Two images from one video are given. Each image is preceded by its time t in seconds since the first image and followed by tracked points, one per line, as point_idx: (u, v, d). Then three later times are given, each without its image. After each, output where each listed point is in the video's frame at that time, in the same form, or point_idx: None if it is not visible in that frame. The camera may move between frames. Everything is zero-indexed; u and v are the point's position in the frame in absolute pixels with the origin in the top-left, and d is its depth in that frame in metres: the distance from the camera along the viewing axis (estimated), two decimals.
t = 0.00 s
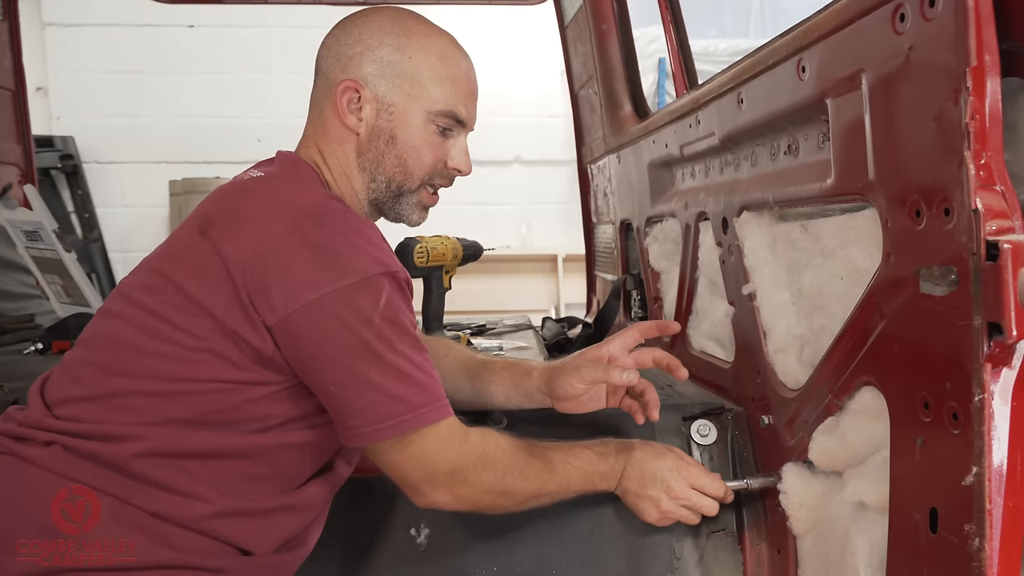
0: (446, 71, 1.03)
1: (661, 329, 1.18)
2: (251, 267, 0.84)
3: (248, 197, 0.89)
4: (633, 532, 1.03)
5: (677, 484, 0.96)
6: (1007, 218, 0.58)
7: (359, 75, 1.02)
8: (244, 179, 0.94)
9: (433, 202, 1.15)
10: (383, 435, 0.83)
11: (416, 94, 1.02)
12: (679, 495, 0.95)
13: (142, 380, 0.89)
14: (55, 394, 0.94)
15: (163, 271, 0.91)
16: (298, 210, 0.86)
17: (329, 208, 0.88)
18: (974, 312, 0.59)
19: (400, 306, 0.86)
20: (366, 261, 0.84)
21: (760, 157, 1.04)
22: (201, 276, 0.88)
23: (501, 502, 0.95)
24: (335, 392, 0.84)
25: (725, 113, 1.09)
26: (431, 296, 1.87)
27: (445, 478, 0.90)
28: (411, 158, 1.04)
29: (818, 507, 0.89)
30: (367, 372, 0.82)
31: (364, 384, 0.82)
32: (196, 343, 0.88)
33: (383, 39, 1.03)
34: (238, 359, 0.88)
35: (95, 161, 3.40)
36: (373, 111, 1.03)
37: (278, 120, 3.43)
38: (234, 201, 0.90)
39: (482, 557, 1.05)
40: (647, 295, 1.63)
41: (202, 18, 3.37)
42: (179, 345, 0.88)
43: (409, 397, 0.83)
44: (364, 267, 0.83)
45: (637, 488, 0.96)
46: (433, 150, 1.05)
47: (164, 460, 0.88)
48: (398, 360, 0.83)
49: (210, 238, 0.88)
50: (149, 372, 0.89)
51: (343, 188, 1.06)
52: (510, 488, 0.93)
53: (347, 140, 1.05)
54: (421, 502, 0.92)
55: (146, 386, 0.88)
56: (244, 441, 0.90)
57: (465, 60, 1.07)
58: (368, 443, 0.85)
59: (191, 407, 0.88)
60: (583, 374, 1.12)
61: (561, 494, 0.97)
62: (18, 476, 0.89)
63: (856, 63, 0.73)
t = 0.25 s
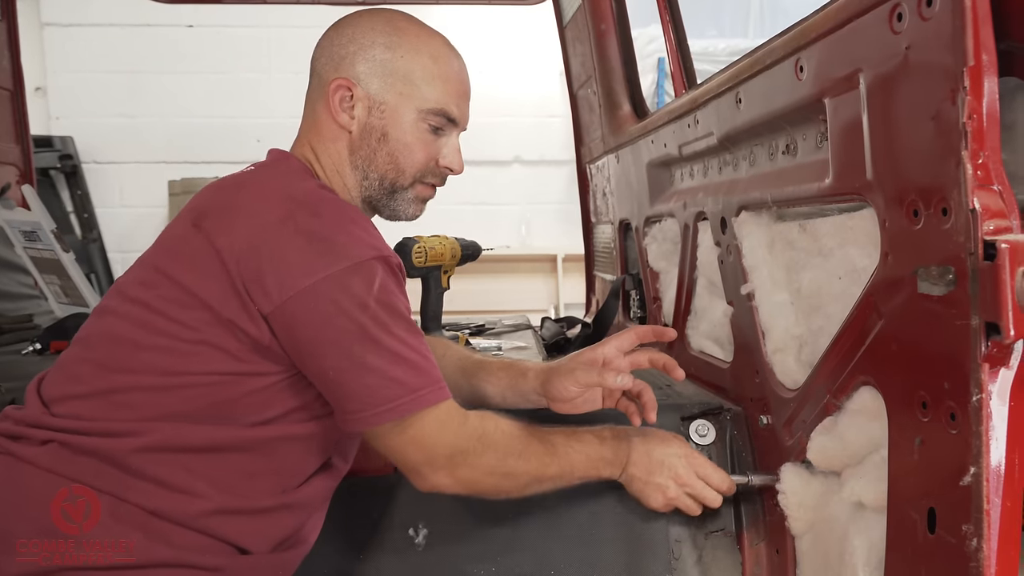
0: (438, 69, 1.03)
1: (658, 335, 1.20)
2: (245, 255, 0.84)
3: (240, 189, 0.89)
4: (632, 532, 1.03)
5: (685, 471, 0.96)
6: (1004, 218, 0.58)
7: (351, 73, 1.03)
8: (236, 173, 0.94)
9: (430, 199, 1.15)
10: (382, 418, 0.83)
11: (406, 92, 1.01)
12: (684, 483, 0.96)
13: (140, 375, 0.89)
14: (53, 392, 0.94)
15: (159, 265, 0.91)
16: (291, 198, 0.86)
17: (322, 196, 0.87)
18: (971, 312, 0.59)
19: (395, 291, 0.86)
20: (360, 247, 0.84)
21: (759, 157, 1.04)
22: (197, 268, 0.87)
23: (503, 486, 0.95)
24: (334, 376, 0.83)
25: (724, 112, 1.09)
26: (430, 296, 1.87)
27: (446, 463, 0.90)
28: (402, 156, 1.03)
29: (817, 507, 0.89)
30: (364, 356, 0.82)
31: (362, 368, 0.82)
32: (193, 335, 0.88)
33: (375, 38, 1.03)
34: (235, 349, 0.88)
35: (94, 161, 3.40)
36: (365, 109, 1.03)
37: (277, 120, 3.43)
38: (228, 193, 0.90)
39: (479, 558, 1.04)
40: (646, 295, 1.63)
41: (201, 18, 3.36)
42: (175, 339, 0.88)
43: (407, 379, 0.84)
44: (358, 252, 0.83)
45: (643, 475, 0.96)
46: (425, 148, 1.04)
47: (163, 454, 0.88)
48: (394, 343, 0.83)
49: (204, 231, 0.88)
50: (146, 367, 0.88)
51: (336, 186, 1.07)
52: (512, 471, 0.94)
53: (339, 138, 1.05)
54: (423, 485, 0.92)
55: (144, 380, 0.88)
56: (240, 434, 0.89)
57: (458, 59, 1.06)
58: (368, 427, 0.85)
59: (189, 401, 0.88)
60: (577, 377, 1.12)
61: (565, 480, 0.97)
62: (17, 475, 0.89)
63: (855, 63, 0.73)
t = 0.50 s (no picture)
0: (415, 55, 1.01)
1: (656, 329, 1.18)
2: (252, 248, 0.84)
3: (245, 184, 0.89)
4: (633, 531, 1.03)
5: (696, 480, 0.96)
6: (1007, 218, 0.58)
7: (334, 67, 1.04)
8: (240, 168, 0.94)
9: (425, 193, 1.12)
10: (392, 407, 0.83)
11: (383, 80, 1.01)
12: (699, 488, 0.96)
13: (148, 370, 0.89)
14: (59, 388, 0.94)
15: (165, 261, 0.91)
16: (295, 191, 0.86)
17: (326, 188, 0.88)
18: (974, 312, 0.59)
19: (400, 281, 0.87)
20: (364, 238, 0.84)
21: (760, 157, 1.04)
22: (204, 264, 0.88)
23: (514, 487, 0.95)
24: (342, 366, 0.83)
25: (726, 112, 1.09)
26: (432, 296, 1.87)
27: (455, 454, 0.89)
28: (383, 145, 1.02)
29: (819, 507, 0.89)
30: (372, 346, 0.82)
31: (370, 358, 0.82)
32: (200, 330, 0.88)
33: (356, 29, 1.03)
34: (243, 343, 0.89)
35: (95, 161, 3.40)
36: (347, 101, 1.03)
37: (278, 120, 3.43)
38: (233, 188, 0.90)
39: (482, 558, 1.05)
40: (647, 295, 1.63)
41: (202, 18, 3.37)
42: (181, 335, 0.89)
43: (416, 368, 0.84)
44: (362, 243, 0.83)
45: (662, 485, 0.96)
46: (406, 136, 1.02)
47: (169, 449, 0.88)
48: (402, 333, 0.83)
49: (209, 226, 0.88)
50: (154, 362, 0.89)
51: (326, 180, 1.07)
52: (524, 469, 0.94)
53: (327, 133, 1.06)
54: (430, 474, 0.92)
55: (151, 375, 0.89)
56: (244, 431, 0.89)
57: (442, 45, 1.04)
58: (378, 417, 0.85)
59: (196, 396, 0.89)
60: (578, 372, 1.12)
61: (578, 483, 0.96)
62: (22, 472, 0.89)
63: (857, 64, 0.73)
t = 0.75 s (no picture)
0: (408, 43, 1.00)
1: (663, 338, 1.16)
2: (256, 256, 0.84)
3: (252, 190, 0.90)
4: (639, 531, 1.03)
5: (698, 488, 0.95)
6: (1017, 217, 0.58)
7: (330, 66, 1.04)
8: (247, 173, 0.95)
9: (434, 185, 1.10)
10: (392, 422, 0.83)
11: (378, 73, 1.00)
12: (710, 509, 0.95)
13: (153, 374, 0.89)
14: (66, 391, 0.94)
15: (170, 267, 0.91)
16: (301, 201, 0.87)
17: (332, 198, 0.88)
18: (984, 311, 0.59)
19: (405, 293, 0.86)
20: (370, 249, 0.83)
21: (766, 156, 1.04)
22: (209, 270, 0.88)
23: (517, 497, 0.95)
24: (342, 379, 0.84)
25: (731, 112, 1.09)
26: (437, 295, 1.87)
27: (455, 468, 0.90)
28: (384, 139, 1.02)
29: (825, 506, 0.89)
30: (374, 360, 0.82)
31: (371, 372, 0.82)
32: (204, 335, 0.88)
33: (348, 25, 1.03)
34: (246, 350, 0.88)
35: (97, 161, 3.40)
36: (344, 98, 1.03)
37: (279, 120, 3.43)
38: (239, 195, 0.90)
39: (487, 557, 1.05)
40: (651, 295, 1.63)
41: (203, 17, 3.36)
42: (188, 341, 0.88)
43: (417, 384, 0.83)
44: (368, 255, 0.83)
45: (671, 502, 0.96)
46: (406, 127, 1.02)
47: (174, 454, 0.88)
48: (402, 349, 0.83)
49: (215, 232, 0.89)
50: (160, 366, 0.89)
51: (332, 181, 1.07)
52: (526, 483, 0.93)
53: (328, 132, 1.07)
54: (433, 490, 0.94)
55: (156, 379, 0.89)
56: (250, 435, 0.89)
57: (436, 31, 1.03)
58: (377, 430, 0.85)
59: (202, 399, 0.88)
60: (585, 377, 1.11)
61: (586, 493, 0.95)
62: (29, 473, 0.89)
63: (866, 63, 0.73)
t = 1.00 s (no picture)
0: (397, 38, 1.00)
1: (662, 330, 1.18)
2: (263, 249, 0.84)
3: (253, 182, 0.90)
4: (641, 531, 1.04)
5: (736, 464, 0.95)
6: (1018, 217, 0.58)
7: (320, 66, 1.04)
8: (244, 170, 0.95)
9: (429, 181, 1.09)
10: (423, 393, 0.82)
11: (367, 70, 1.00)
12: (740, 471, 0.94)
13: (157, 371, 0.89)
14: (70, 389, 0.94)
15: (174, 264, 0.91)
16: (302, 190, 0.87)
17: (332, 187, 0.88)
18: (986, 311, 0.59)
19: (414, 269, 0.86)
20: (375, 230, 0.84)
21: (767, 156, 1.04)
22: (214, 266, 0.88)
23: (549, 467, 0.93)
24: (367, 359, 0.83)
25: (732, 112, 1.09)
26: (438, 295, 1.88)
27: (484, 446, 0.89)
28: (376, 136, 1.02)
29: (826, 505, 0.89)
30: (395, 335, 0.81)
31: (394, 347, 0.81)
32: (210, 332, 0.88)
33: (337, 24, 1.04)
34: (251, 346, 0.88)
35: (97, 161, 3.40)
36: (336, 97, 1.03)
37: (279, 120, 3.43)
38: (238, 191, 0.90)
39: (489, 557, 1.06)
40: (652, 295, 1.63)
41: (204, 17, 3.37)
42: (192, 336, 0.89)
43: (442, 352, 0.83)
44: (373, 236, 0.83)
45: (702, 466, 0.95)
46: (398, 124, 1.01)
47: (177, 453, 0.88)
48: (422, 318, 0.83)
49: (217, 228, 0.89)
50: (164, 363, 0.89)
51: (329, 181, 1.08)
52: (562, 448, 0.92)
53: (323, 133, 1.07)
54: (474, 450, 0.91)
55: (160, 377, 0.89)
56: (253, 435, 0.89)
57: (425, 26, 1.03)
58: (410, 404, 0.83)
59: (204, 396, 0.89)
60: (584, 373, 1.14)
61: (618, 462, 0.94)
62: (32, 472, 0.89)
63: (867, 63, 0.73)
